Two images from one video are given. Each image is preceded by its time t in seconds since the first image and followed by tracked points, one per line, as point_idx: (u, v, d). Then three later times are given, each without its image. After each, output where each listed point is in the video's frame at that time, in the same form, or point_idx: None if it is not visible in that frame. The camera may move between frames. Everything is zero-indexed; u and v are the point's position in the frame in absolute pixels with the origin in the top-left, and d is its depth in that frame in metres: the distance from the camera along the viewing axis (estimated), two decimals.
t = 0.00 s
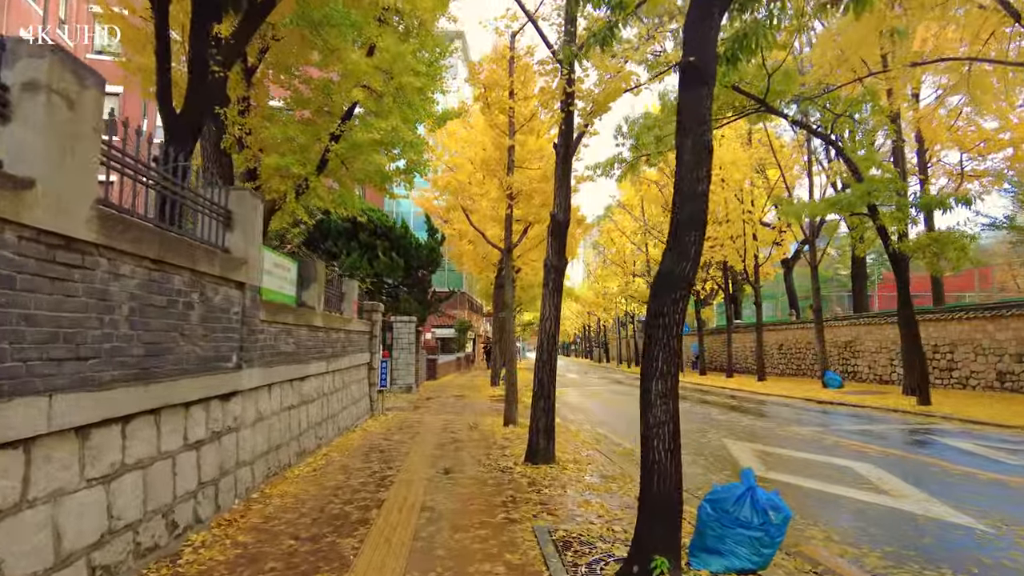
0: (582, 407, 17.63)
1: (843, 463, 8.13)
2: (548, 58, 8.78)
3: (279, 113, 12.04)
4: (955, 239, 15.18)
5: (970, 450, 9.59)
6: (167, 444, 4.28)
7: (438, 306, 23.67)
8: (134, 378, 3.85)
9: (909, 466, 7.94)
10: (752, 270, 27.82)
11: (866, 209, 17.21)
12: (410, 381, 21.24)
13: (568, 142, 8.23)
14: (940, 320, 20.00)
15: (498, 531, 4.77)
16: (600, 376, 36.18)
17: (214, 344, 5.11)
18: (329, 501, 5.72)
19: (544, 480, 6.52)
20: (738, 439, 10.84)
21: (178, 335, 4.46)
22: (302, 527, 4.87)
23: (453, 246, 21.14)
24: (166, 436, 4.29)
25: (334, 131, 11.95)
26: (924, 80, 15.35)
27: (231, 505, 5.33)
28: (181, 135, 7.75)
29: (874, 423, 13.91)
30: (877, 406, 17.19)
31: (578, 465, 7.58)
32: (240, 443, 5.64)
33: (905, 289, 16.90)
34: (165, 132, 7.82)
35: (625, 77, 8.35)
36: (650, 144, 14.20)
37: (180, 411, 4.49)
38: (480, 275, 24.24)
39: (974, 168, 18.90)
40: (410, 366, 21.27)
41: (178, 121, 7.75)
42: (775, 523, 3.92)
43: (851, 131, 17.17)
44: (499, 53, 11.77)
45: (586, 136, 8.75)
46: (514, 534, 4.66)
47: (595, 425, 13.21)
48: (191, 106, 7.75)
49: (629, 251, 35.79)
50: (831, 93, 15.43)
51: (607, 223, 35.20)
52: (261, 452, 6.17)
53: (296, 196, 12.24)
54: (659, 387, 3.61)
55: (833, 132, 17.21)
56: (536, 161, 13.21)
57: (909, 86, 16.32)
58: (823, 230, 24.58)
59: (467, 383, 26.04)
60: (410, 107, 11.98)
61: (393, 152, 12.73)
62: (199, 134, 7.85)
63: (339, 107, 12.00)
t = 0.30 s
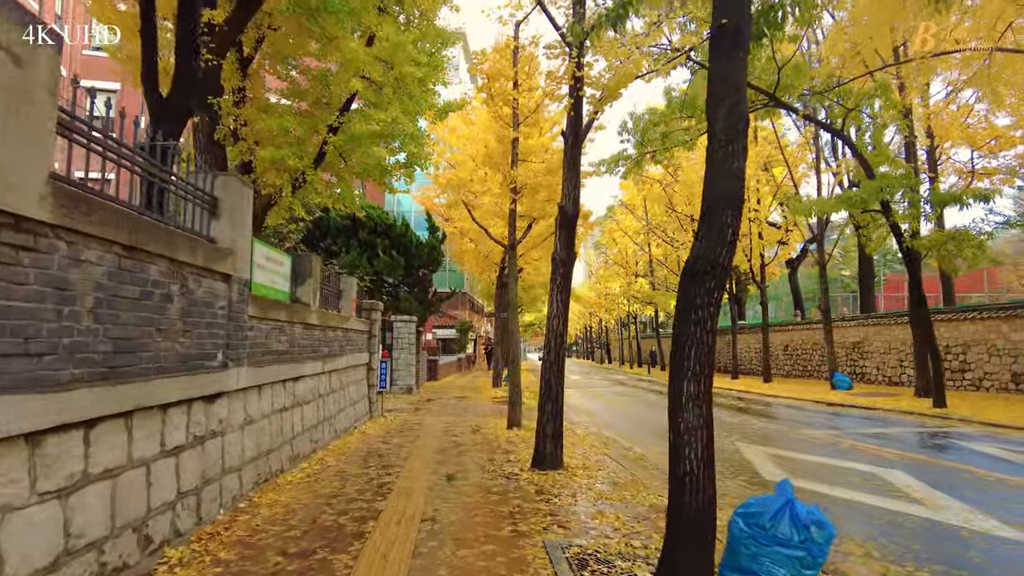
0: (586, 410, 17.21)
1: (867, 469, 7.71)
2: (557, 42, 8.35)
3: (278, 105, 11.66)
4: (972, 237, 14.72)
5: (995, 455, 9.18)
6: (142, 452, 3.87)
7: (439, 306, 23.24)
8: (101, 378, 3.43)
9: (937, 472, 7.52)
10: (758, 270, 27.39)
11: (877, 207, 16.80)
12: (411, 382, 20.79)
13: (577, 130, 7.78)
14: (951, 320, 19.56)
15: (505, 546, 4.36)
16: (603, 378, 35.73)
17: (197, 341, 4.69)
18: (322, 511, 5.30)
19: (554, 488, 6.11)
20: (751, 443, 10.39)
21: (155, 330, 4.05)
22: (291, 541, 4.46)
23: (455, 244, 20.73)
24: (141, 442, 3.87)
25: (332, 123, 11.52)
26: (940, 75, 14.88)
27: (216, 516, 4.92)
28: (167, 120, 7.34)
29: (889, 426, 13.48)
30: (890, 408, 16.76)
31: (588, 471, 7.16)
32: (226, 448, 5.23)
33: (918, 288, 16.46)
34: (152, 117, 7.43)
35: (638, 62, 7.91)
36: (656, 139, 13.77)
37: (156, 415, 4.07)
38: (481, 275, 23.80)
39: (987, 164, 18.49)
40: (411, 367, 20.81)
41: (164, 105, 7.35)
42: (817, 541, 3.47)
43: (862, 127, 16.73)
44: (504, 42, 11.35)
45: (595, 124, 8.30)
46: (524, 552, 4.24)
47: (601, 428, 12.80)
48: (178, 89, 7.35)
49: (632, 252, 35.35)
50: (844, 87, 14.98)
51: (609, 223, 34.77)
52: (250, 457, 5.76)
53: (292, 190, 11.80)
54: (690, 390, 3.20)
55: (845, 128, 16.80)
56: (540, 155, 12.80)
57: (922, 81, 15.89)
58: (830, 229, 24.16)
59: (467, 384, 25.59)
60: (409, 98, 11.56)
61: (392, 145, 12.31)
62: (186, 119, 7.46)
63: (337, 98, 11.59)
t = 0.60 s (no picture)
0: (588, 410, 16.83)
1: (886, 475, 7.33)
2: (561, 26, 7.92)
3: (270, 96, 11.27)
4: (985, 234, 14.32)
5: (1017, 459, 8.79)
6: (103, 461, 3.49)
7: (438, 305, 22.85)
8: (50, 380, 3.04)
9: (961, 478, 7.12)
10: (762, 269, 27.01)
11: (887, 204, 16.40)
12: (410, 384, 20.11)
13: (582, 117, 7.37)
14: (961, 320, 19.17)
15: (506, 564, 3.98)
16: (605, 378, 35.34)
17: (170, 339, 4.30)
18: (308, 523, 4.91)
19: (557, 497, 5.72)
20: (760, 446, 10.00)
21: (119, 326, 3.65)
22: (272, 559, 4.07)
23: (455, 242, 20.33)
24: (103, 450, 3.49)
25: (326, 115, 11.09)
26: (951, 69, 14.47)
27: (193, 528, 4.54)
28: (145, 104, 6.92)
29: (901, 428, 13.10)
30: (899, 409, 16.38)
31: (593, 478, 6.79)
32: (205, 454, 4.85)
33: (928, 286, 16.06)
34: (130, 103, 7.02)
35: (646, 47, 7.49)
36: (660, 134, 13.38)
37: (122, 420, 3.70)
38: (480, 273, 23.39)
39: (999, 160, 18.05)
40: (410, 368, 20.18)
41: (145, 89, 6.94)
42: (858, 564, 3.10)
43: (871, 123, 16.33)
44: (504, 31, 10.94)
45: (600, 113, 7.88)
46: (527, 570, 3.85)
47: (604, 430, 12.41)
48: (161, 73, 6.95)
49: (634, 251, 34.95)
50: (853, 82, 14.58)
51: (611, 222, 34.37)
52: (233, 464, 5.38)
53: (285, 183, 11.39)
54: (719, 394, 2.87)
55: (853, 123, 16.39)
56: (540, 149, 12.39)
57: (933, 75, 15.47)
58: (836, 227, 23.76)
59: (467, 384, 25.18)
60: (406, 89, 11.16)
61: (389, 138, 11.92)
62: (167, 106, 7.06)
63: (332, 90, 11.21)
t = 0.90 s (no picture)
0: (590, 406, 16.42)
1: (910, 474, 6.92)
2: None
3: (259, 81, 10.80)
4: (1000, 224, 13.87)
5: None
6: (49, 469, 3.07)
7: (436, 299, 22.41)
8: None
9: (990, 478, 6.71)
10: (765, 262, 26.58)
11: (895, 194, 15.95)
12: (410, 379, 19.69)
13: (587, 94, 6.92)
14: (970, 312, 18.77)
15: None
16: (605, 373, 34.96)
17: (133, 331, 3.87)
18: (291, 532, 4.49)
19: (562, 501, 5.30)
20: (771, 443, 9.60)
21: (67, 314, 3.23)
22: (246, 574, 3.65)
23: (452, 234, 19.88)
24: (49, 456, 3.07)
25: (318, 99, 10.61)
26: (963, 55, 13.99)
27: (164, 539, 4.13)
28: (120, 80, 6.46)
29: (914, 424, 12.69)
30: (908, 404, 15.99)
31: (599, 479, 6.36)
32: (179, 457, 4.44)
33: (939, 279, 15.63)
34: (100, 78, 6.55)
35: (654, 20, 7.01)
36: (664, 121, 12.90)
37: (74, 422, 3.28)
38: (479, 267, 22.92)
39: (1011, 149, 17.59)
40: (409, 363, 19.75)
41: (118, 64, 6.47)
42: None
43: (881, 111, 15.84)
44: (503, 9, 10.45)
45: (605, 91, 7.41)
46: None
47: (607, 427, 11.99)
48: (132, 45, 6.52)
49: (634, 243, 34.52)
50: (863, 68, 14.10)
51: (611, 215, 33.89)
52: (211, 466, 4.96)
53: (275, 171, 10.91)
54: (760, 394, 2.76)
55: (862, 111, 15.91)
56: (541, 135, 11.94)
57: (945, 62, 14.98)
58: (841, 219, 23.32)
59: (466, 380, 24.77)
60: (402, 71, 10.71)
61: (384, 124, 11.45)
62: (143, 81, 6.62)
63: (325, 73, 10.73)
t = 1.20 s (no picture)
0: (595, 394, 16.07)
1: (940, 467, 6.55)
2: None
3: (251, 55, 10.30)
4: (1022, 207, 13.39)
5: None
6: None
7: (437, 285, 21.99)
8: None
9: None
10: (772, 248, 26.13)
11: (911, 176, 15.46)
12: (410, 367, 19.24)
13: (600, 62, 6.45)
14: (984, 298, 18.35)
15: None
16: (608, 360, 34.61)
17: (102, 315, 3.46)
18: (281, 535, 4.10)
19: (575, 498, 4.91)
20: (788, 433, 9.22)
21: (16, 294, 2.82)
22: None
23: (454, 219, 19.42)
24: None
25: (313, 74, 10.12)
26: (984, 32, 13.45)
27: (141, 543, 3.76)
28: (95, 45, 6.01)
29: (930, 412, 12.32)
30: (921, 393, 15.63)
31: (612, 472, 5.98)
32: (161, 452, 4.07)
33: (955, 264, 15.19)
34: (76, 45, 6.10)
35: None
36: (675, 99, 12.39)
37: (29, 417, 2.89)
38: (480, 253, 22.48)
39: None
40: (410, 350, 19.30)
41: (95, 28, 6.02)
42: None
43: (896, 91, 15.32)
44: None
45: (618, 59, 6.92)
46: None
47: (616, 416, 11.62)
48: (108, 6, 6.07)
49: (637, 229, 34.07)
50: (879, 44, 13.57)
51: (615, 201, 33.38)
52: (197, 462, 4.59)
53: (269, 150, 10.46)
54: (836, 386, 2.52)
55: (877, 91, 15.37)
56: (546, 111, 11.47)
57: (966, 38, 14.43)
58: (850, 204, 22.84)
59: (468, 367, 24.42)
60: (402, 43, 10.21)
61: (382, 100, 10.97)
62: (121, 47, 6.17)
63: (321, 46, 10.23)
